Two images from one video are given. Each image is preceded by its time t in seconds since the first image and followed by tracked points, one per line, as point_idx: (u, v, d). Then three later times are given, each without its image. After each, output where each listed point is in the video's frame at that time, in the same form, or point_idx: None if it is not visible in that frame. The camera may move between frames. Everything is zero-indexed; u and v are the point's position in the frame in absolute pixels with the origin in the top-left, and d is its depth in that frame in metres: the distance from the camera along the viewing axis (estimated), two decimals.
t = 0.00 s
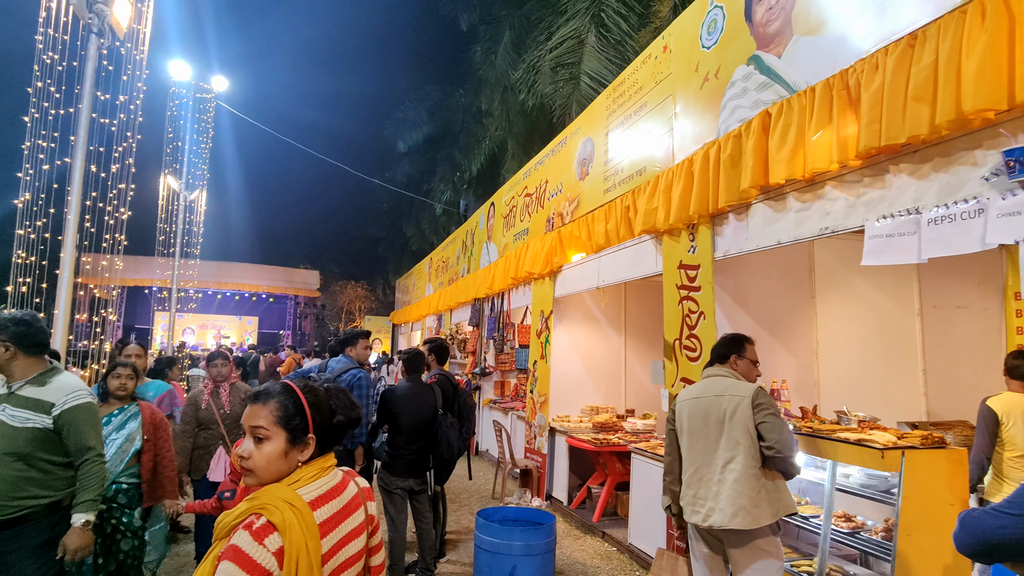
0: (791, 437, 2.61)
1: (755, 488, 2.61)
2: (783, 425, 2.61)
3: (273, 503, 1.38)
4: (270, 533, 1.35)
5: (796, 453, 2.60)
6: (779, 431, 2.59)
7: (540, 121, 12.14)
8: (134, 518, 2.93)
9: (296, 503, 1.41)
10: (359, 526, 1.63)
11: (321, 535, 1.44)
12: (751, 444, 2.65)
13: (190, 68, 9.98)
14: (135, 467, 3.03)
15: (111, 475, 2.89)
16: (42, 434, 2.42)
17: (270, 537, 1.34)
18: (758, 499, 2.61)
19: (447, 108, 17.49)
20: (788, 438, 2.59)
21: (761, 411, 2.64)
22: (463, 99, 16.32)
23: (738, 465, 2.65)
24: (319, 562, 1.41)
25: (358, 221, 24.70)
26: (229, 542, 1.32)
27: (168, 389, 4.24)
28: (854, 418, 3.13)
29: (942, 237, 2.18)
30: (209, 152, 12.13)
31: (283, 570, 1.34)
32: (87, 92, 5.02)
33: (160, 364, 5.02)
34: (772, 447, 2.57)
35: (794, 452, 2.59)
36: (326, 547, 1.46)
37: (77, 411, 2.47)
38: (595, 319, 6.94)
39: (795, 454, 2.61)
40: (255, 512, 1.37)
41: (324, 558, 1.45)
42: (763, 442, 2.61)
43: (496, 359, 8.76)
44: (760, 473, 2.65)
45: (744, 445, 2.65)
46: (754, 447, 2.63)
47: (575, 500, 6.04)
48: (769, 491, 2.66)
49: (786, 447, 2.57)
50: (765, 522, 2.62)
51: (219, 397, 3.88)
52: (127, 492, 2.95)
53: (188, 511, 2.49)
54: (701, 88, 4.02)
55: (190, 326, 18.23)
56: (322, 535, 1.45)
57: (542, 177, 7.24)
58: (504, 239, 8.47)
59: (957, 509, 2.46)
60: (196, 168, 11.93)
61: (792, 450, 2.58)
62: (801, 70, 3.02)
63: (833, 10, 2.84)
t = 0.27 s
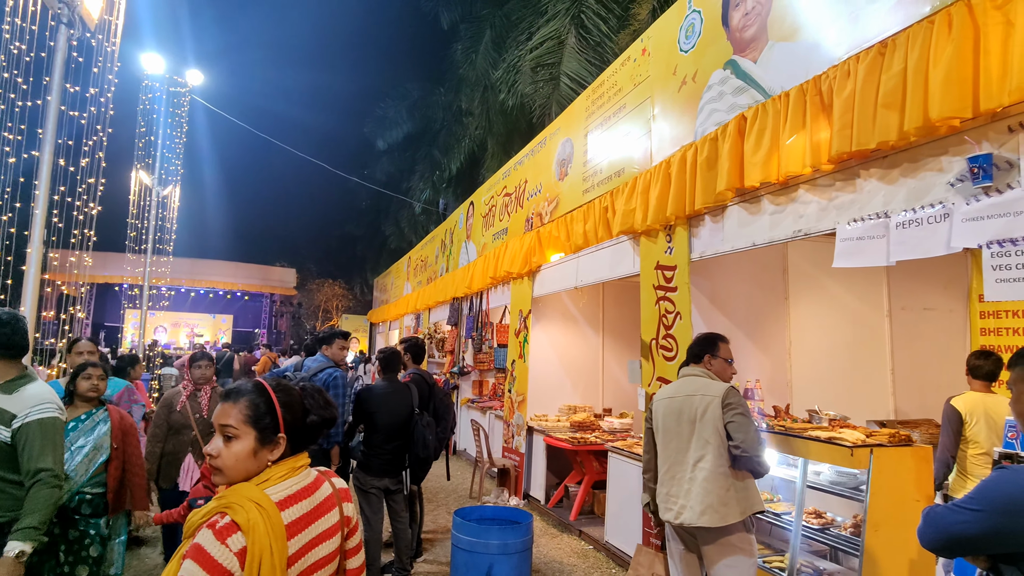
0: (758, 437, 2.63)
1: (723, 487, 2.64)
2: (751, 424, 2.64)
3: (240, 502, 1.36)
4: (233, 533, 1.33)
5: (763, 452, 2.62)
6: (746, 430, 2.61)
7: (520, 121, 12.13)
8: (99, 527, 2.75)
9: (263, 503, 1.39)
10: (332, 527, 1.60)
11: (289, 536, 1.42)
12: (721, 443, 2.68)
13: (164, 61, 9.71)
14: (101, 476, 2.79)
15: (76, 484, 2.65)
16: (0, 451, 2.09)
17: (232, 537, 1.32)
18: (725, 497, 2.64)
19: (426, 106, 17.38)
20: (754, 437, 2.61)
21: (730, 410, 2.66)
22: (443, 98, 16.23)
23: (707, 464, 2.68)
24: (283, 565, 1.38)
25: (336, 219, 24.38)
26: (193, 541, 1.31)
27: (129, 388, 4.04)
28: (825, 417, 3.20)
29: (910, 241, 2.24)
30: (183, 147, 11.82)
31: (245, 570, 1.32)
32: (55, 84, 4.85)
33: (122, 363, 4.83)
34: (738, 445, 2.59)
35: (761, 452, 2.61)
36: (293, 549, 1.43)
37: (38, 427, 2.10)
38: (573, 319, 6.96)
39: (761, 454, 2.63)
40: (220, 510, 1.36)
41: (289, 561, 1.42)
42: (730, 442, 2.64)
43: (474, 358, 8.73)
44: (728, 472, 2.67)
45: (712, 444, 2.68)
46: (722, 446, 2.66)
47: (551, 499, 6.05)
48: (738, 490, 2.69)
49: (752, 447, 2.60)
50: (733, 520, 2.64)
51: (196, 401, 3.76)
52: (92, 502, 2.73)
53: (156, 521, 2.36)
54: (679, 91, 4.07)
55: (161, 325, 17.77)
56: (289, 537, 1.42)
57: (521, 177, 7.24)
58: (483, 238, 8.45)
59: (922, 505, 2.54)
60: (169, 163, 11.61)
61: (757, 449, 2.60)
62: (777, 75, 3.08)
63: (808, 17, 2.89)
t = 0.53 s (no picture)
0: (733, 433, 2.65)
1: (699, 483, 2.66)
2: (726, 421, 2.66)
3: (211, 501, 1.33)
4: (203, 532, 1.30)
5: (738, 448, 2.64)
6: (721, 426, 2.63)
7: (502, 119, 12.07)
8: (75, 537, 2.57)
9: (235, 501, 1.36)
10: (308, 526, 1.57)
11: (263, 535, 1.39)
12: (697, 440, 2.70)
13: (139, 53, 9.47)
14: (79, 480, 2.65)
15: (53, 490, 2.51)
16: None
17: (203, 536, 1.29)
18: (701, 494, 2.66)
19: (408, 103, 17.23)
20: (729, 433, 2.63)
21: (705, 407, 2.68)
22: (425, 95, 16.11)
23: (684, 460, 2.70)
24: (256, 565, 1.35)
25: (316, 216, 24.06)
26: (163, 542, 1.28)
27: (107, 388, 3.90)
28: (800, 415, 3.25)
29: (883, 242, 2.28)
30: (158, 140, 11.55)
31: (216, 570, 1.29)
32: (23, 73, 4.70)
33: (89, 360, 4.64)
34: (713, 442, 2.62)
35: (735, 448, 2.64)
36: (268, 549, 1.40)
37: (17, 438, 1.96)
38: (553, 317, 6.97)
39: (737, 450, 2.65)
40: (190, 510, 1.33)
41: (263, 560, 1.39)
42: (706, 438, 2.66)
43: (455, 356, 8.70)
44: (705, 468, 2.69)
45: (689, 441, 2.70)
46: (698, 443, 2.68)
47: (531, 497, 6.06)
48: (714, 486, 2.71)
49: (727, 443, 2.62)
50: (709, 516, 2.67)
51: (177, 397, 3.58)
52: (67, 509, 2.57)
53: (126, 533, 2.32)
54: (660, 91, 4.09)
55: (135, 322, 17.34)
56: (262, 536, 1.39)
57: (503, 175, 7.22)
58: (465, 236, 8.41)
59: (892, 500, 2.59)
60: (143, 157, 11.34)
61: (732, 445, 2.62)
62: (756, 77, 3.11)
63: (786, 20, 2.93)
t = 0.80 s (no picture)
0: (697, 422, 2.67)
1: (667, 474, 2.66)
2: (690, 410, 2.67)
3: (186, 498, 1.30)
4: (180, 529, 1.26)
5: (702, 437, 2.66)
6: (685, 416, 2.65)
7: (484, 114, 11.99)
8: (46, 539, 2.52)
9: (212, 497, 1.32)
10: (286, 521, 1.55)
11: (241, 531, 1.37)
12: (664, 431, 2.71)
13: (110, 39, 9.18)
14: (49, 482, 2.56)
15: (19, 492, 2.44)
16: None
17: (180, 533, 1.26)
18: (671, 484, 2.66)
19: (389, 96, 17.02)
20: (692, 422, 2.65)
21: (670, 398, 2.70)
22: (406, 88, 15.93)
23: (652, 452, 2.71)
24: (234, 561, 1.32)
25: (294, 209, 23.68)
26: (137, 541, 1.24)
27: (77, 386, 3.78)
28: (774, 410, 3.31)
29: (856, 240, 2.33)
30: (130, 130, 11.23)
31: (193, 568, 1.25)
32: None
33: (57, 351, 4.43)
34: (677, 431, 2.62)
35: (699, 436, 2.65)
36: (246, 545, 1.37)
37: None
38: (533, 313, 6.97)
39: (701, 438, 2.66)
40: (165, 507, 1.29)
41: (242, 555, 1.36)
42: (672, 428, 2.68)
43: (435, 352, 8.66)
44: (673, 459, 2.70)
45: (656, 433, 2.71)
46: (664, 434, 2.69)
47: (510, 492, 6.06)
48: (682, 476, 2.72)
49: (690, 432, 2.63)
50: (679, 506, 2.66)
51: (150, 396, 3.37)
52: (37, 512, 2.50)
53: (77, 546, 2.17)
54: (641, 88, 4.10)
55: (107, 315, 16.87)
56: (240, 532, 1.36)
57: (484, 170, 7.18)
58: (445, 231, 8.35)
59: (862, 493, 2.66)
60: (115, 146, 11.02)
61: (696, 433, 2.64)
62: (735, 76, 3.14)
63: (765, 20, 2.96)
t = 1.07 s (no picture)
0: (665, 411, 2.65)
1: (631, 462, 2.66)
2: (659, 400, 2.65)
3: (161, 493, 1.26)
4: (156, 524, 1.22)
5: (668, 427, 2.63)
6: (652, 405, 2.64)
7: (466, 108, 11.91)
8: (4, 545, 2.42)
9: (188, 492, 1.29)
10: (262, 516, 1.52)
11: (218, 525, 1.34)
12: (632, 419, 2.71)
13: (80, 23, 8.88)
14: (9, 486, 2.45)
15: None
16: None
17: (155, 529, 1.22)
18: (635, 472, 2.66)
19: (370, 88, 16.80)
20: (659, 412, 2.63)
21: (640, 387, 2.70)
22: (387, 80, 15.73)
23: (619, 440, 2.72)
24: (211, 556, 1.30)
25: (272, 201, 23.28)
26: (109, 537, 1.19)
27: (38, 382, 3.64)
28: (750, 404, 3.36)
29: (832, 237, 2.36)
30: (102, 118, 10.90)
31: (169, 564, 1.22)
32: None
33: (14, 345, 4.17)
34: (643, 420, 2.63)
35: (666, 426, 2.62)
36: (222, 539, 1.34)
37: None
38: (514, 308, 6.96)
39: (667, 428, 2.64)
40: (139, 503, 1.25)
41: (219, 550, 1.34)
42: (638, 417, 2.67)
43: (415, 346, 8.60)
44: (640, 448, 2.70)
45: (624, 422, 2.71)
46: (632, 422, 2.69)
47: (489, 486, 6.07)
48: (650, 465, 2.71)
49: (655, 421, 2.62)
50: (642, 495, 2.65)
51: (119, 392, 3.15)
52: None
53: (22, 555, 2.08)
54: (622, 84, 4.10)
55: (77, 308, 16.38)
56: (216, 526, 1.34)
57: (465, 164, 7.14)
58: (426, 225, 8.29)
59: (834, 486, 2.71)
60: (86, 135, 10.69)
61: (661, 423, 2.62)
62: (716, 73, 3.16)
63: (745, 18, 2.98)
